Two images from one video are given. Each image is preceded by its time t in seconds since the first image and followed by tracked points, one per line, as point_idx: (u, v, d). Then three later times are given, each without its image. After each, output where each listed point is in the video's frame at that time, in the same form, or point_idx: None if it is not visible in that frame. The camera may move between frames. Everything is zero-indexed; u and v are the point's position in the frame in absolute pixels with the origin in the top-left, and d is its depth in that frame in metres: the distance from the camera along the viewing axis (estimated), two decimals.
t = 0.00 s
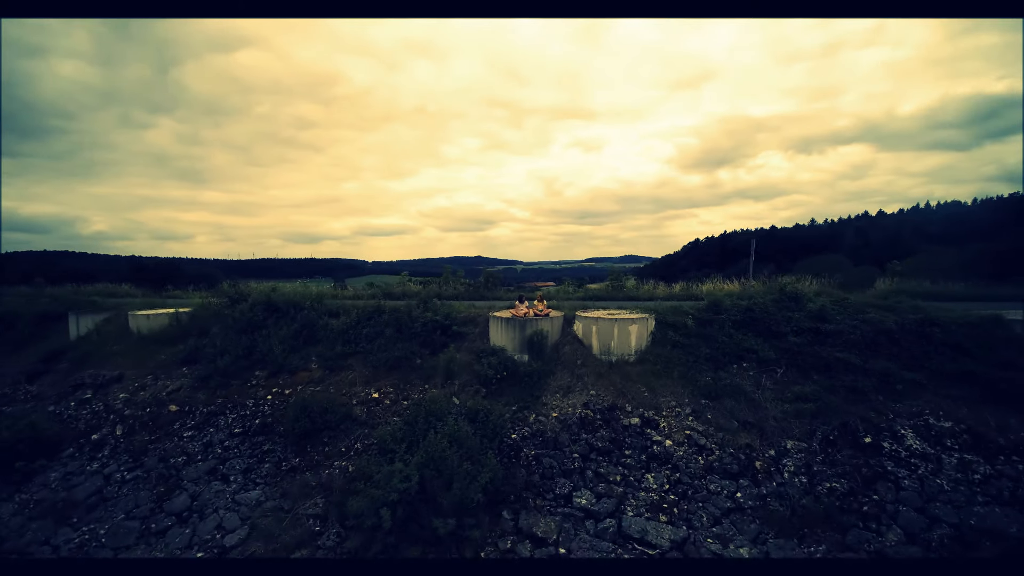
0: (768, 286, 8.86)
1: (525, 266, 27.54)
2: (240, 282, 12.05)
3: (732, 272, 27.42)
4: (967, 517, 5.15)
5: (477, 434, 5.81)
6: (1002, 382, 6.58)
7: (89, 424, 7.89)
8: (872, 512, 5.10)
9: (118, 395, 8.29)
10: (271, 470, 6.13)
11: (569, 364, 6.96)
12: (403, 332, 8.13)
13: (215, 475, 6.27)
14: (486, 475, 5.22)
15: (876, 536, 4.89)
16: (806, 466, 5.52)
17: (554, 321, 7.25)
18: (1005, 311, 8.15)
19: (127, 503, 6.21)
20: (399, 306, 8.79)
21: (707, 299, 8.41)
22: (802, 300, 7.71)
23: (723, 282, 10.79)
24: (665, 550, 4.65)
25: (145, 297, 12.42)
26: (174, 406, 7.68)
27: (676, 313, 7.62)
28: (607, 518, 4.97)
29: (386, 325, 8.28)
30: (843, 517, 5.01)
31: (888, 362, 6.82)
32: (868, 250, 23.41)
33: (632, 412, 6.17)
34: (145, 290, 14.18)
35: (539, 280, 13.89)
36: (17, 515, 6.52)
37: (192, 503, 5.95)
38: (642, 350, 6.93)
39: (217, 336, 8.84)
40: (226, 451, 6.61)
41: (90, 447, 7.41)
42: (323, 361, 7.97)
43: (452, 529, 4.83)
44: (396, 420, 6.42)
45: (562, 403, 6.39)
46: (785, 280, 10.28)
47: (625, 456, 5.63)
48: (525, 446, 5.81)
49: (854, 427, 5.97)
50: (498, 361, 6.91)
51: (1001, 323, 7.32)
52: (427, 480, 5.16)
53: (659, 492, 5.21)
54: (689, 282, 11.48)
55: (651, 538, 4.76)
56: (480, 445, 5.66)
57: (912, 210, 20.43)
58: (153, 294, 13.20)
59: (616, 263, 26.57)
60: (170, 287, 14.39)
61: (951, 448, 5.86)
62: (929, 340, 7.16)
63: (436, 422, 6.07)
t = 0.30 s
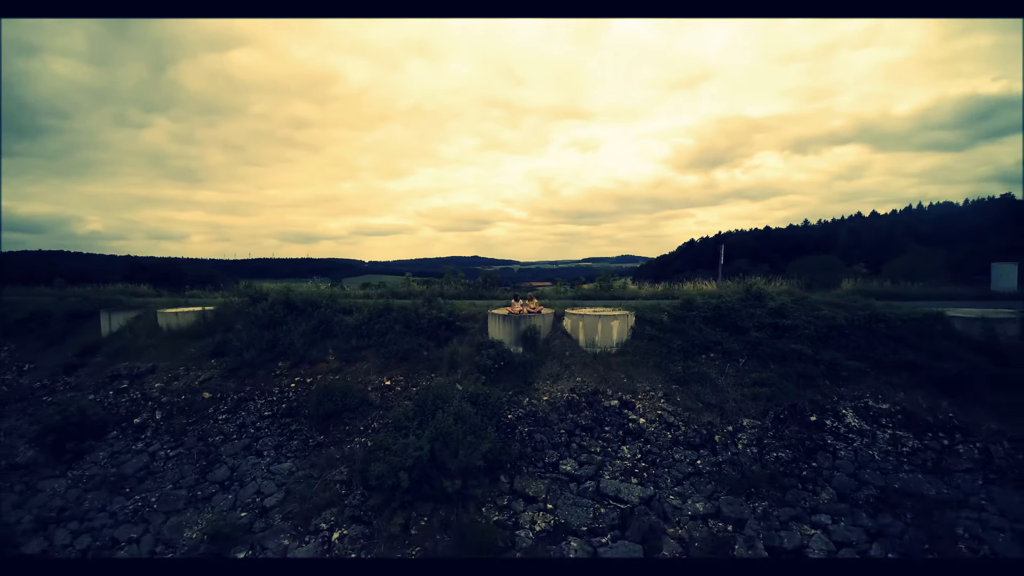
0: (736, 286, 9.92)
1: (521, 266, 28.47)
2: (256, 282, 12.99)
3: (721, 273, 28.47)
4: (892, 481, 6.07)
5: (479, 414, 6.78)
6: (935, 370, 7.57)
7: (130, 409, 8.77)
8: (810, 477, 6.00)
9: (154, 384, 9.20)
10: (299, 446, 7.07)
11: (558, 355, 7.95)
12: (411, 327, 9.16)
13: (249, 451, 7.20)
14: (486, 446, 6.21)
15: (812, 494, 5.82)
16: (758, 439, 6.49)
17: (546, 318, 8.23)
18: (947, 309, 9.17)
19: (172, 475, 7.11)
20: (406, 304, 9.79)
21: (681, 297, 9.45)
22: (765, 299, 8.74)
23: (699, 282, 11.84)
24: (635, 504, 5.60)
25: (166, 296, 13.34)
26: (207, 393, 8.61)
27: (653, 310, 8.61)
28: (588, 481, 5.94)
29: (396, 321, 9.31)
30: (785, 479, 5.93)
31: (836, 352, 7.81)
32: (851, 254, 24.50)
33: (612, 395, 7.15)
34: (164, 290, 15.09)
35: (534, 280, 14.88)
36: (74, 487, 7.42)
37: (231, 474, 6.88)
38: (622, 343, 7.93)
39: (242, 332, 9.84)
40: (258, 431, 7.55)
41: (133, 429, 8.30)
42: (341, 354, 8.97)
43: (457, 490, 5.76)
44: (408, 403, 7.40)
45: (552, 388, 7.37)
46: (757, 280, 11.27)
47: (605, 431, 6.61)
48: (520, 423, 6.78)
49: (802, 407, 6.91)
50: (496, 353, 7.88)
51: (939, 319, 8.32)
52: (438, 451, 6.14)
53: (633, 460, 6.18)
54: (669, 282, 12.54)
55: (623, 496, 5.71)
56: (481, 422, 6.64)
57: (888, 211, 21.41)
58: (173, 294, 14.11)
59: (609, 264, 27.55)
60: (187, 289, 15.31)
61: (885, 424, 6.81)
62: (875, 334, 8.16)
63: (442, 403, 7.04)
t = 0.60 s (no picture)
0: (711, 287, 10.89)
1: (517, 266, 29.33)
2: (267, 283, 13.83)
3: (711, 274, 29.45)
4: (843, 458, 6.84)
5: (479, 401, 7.66)
6: (889, 362, 8.40)
7: (158, 400, 9.55)
8: (769, 454, 6.83)
9: (180, 377, 10.00)
10: (318, 430, 7.93)
11: (550, 350, 8.88)
12: (416, 324, 10.10)
13: (273, 436, 8.04)
14: (486, 428, 7.10)
15: (769, 467, 6.66)
16: (725, 422, 7.37)
17: (540, 316, 9.13)
18: (904, 308, 10.12)
19: (204, 456, 7.93)
20: (411, 304, 10.71)
21: (661, 298, 10.41)
22: (737, 299, 9.68)
23: (681, 283, 12.80)
24: (615, 476, 6.47)
25: (182, 296, 14.15)
26: (230, 385, 9.44)
27: (637, 310, 9.56)
28: (575, 457, 6.81)
29: (402, 319, 10.25)
30: (746, 455, 6.78)
31: (799, 346, 8.73)
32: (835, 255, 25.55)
33: (597, 385, 8.04)
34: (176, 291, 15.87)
35: (529, 281, 15.80)
36: (114, 468, 8.21)
37: (258, 455, 7.72)
38: (608, 339, 8.84)
39: (259, 329, 10.71)
40: (280, 417, 8.39)
41: (163, 418, 9.11)
42: (352, 349, 9.87)
43: (461, 465, 6.67)
44: (415, 392, 8.28)
45: (544, 378, 8.26)
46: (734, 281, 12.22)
47: (591, 415, 7.48)
48: (516, 409, 7.66)
49: (764, 395, 7.78)
50: (494, 347, 8.77)
51: (894, 317, 9.26)
52: (445, 432, 7.04)
53: (614, 439, 7.07)
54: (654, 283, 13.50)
55: (605, 469, 6.58)
56: (481, 407, 7.53)
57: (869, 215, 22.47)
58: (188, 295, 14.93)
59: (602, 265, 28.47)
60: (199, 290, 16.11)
61: (840, 408, 7.64)
62: (835, 330, 9.08)
63: (446, 391, 7.92)
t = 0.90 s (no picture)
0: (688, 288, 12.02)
1: (513, 267, 30.34)
2: (280, 285, 14.83)
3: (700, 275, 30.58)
4: (796, 436, 7.86)
5: (479, 389, 8.70)
6: (843, 355, 9.45)
7: (187, 390, 10.51)
8: (731, 433, 7.88)
9: (206, 370, 10.96)
10: (337, 416, 8.95)
11: (542, 345, 9.98)
12: (421, 322, 11.16)
13: (296, 421, 9.05)
14: (485, 412, 8.17)
15: (731, 444, 7.71)
16: (695, 406, 8.42)
17: (533, 315, 10.20)
18: (863, 306, 11.20)
19: (235, 439, 8.92)
20: (416, 304, 11.79)
21: (642, 298, 11.52)
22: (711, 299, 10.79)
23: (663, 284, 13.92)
24: (597, 452, 7.51)
25: (200, 297, 15.12)
26: (253, 377, 10.45)
27: (622, 309, 10.71)
28: (563, 437, 7.84)
29: (408, 318, 11.33)
30: (711, 434, 7.83)
31: (763, 341, 9.81)
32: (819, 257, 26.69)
33: (584, 375, 9.11)
34: (191, 292, 16.83)
35: (524, 282, 16.85)
36: (152, 450, 9.15)
37: (284, 438, 8.72)
38: (594, 335, 9.96)
39: (277, 327, 11.75)
40: (301, 405, 9.40)
41: (193, 406, 10.08)
42: (364, 345, 10.94)
43: (464, 443, 7.71)
44: (422, 382, 9.33)
45: (537, 370, 9.32)
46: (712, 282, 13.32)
47: (578, 401, 8.53)
48: (512, 396, 8.70)
49: (730, 383, 8.86)
50: (492, 342, 9.82)
51: (850, 315, 10.34)
52: (450, 415, 8.11)
53: (598, 422, 8.11)
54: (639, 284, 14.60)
55: (588, 447, 7.62)
56: (481, 394, 8.58)
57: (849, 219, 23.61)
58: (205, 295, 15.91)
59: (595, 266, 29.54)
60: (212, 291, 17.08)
61: (797, 395, 8.66)
62: (797, 326, 10.15)
63: (449, 381, 8.97)
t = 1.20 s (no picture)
0: (671, 289, 13.04)
1: (511, 267, 31.24)
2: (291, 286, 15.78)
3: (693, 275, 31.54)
4: (763, 420, 8.80)
5: (480, 380, 9.68)
6: (809, 348, 10.42)
7: (211, 382, 11.44)
8: (705, 418, 8.84)
9: (227, 364, 11.89)
10: (352, 404, 9.92)
11: (537, 341, 10.97)
12: (425, 319, 12.14)
13: (314, 410, 10.00)
14: (486, 400, 9.15)
15: (704, 426, 8.65)
16: (675, 395, 9.37)
17: (529, 313, 11.20)
18: (833, 305, 12.14)
19: (258, 426, 9.85)
20: (420, 303, 12.79)
21: (628, 298, 12.53)
22: (691, 299, 11.86)
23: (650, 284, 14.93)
24: (585, 434, 8.47)
25: (215, 296, 16.03)
26: (273, 370, 11.40)
27: (610, 309, 11.88)
28: (556, 421, 8.80)
29: (413, 315, 12.31)
30: (688, 419, 8.79)
31: (739, 336, 10.79)
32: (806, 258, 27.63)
33: (574, 368, 10.09)
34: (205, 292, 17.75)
35: (521, 282, 17.79)
36: (181, 436, 10.04)
37: (304, 424, 9.67)
38: (584, 331, 10.97)
39: (291, 324, 12.72)
40: (319, 395, 10.38)
41: (218, 397, 10.99)
42: (373, 341, 11.90)
43: (467, 427, 8.68)
44: (427, 373, 10.33)
45: (533, 363, 10.31)
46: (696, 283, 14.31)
47: (570, 391, 9.49)
48: (509, 386, 9.68)
49: (706, 374, 9.84)
50: (492, 338, 10.81)
51: (819, 313, 11.30)
52: (454, 403, 9.09)
53: (587, 408, 9.06)
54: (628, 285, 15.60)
55: (577, 430, 8.58)
56: (482, 384, 9.56)
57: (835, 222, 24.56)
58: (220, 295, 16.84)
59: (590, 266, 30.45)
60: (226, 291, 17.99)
61: (766, 384, 9.61)
62: (771, 322, 11.11)
63: (452, 372, 9.96)
